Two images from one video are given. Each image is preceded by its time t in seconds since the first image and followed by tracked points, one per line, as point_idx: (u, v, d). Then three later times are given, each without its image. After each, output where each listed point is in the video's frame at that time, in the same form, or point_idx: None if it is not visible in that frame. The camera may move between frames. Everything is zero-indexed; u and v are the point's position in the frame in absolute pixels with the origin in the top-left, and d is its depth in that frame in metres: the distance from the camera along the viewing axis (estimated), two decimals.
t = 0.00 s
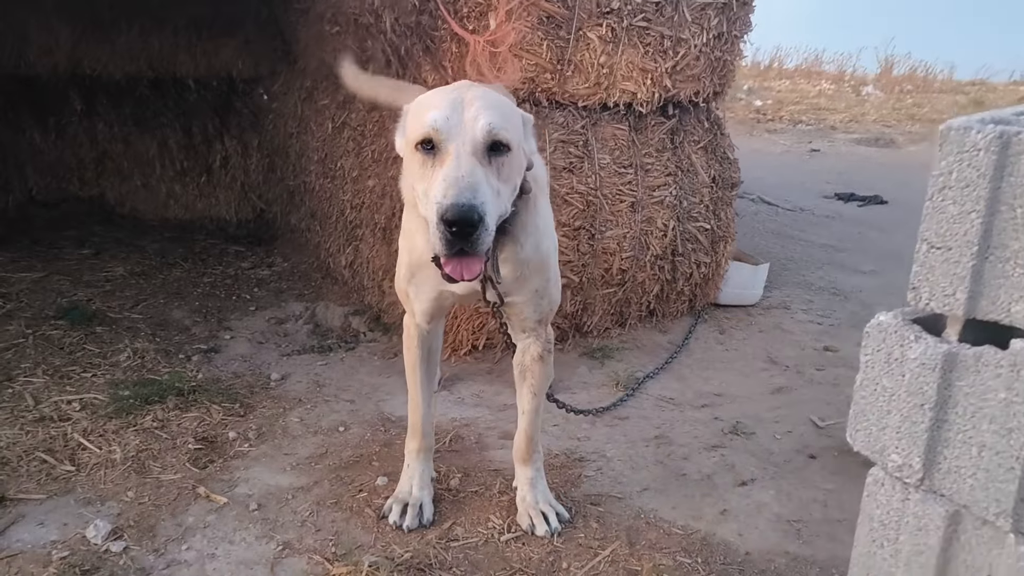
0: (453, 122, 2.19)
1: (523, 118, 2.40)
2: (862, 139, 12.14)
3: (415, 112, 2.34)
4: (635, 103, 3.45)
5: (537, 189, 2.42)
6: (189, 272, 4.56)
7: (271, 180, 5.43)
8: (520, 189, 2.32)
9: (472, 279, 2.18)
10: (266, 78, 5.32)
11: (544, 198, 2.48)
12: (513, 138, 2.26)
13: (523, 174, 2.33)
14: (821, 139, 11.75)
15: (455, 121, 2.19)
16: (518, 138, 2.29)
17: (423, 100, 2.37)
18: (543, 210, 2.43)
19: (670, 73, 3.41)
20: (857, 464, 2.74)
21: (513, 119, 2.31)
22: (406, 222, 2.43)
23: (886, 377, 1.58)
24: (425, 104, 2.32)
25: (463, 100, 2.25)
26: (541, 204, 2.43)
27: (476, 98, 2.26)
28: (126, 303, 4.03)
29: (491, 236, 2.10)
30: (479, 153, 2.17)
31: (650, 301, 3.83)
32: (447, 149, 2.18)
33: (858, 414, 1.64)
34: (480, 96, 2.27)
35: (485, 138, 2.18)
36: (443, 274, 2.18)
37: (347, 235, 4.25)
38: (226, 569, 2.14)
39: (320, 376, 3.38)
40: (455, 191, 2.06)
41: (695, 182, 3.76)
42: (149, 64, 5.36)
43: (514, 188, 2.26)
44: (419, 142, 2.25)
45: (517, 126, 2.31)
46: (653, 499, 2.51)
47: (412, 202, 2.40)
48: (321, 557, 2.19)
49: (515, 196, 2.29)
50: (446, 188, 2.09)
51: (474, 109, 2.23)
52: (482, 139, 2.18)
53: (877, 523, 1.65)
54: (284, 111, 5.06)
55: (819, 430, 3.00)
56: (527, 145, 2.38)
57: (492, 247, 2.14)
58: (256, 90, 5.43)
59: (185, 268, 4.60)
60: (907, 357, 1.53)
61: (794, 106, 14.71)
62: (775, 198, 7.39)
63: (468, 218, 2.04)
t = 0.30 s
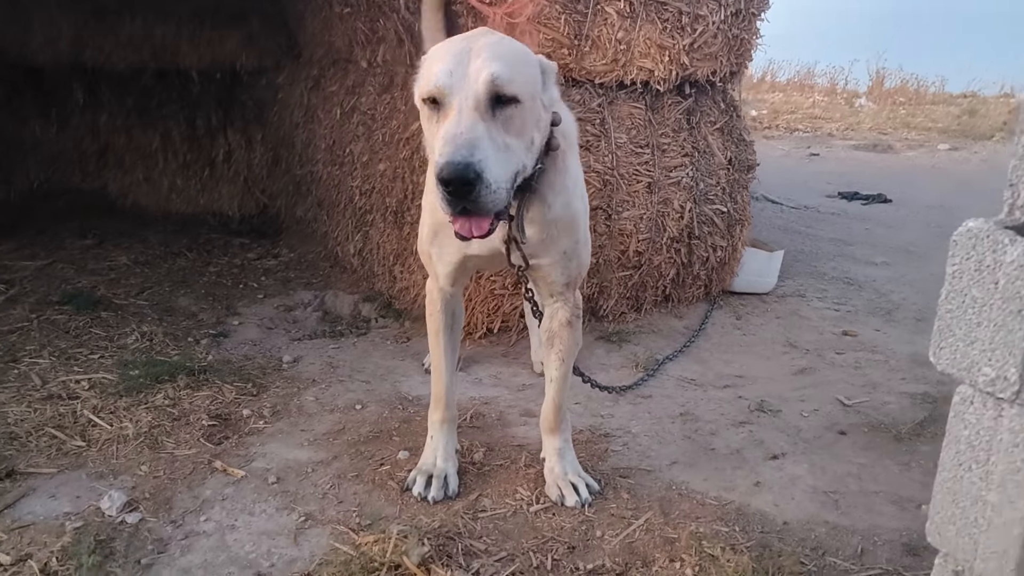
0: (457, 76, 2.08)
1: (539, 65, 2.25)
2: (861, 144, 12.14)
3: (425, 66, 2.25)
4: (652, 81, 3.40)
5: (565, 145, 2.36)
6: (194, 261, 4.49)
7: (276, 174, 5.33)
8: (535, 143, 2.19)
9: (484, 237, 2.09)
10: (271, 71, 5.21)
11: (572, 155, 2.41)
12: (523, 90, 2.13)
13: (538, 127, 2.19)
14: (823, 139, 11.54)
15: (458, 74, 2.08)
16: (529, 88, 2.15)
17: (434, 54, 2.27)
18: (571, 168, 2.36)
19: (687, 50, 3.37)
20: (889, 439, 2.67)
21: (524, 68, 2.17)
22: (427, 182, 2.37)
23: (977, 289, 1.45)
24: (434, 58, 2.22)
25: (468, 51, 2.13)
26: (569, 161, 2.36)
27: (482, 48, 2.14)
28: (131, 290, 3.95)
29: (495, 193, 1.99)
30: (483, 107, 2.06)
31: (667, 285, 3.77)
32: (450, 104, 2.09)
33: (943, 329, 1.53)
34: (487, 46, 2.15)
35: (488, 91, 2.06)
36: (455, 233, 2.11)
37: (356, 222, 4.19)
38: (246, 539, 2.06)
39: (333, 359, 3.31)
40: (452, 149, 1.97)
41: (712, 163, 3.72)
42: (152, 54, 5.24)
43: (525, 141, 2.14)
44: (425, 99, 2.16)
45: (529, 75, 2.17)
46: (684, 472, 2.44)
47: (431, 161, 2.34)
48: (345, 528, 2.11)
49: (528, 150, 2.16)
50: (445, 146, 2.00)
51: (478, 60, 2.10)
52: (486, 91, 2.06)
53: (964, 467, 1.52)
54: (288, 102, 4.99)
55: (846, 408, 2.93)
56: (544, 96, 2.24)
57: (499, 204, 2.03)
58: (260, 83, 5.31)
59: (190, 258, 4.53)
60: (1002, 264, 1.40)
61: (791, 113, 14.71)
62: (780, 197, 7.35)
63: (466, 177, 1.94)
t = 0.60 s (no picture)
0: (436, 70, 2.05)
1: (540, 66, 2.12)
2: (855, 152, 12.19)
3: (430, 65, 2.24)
4: (661, 82, 3.42)
5: (581, 143, 2.34)
6: (199, 266, 4.48)
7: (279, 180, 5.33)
8: (518, 143, 2.07)
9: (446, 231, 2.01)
10: (275, 78, 5.15)
11: (590, 154, 2.39)
12: (504, 86, 2.02)
13: (523, 127, 2.07)
14: (817, 148, 11.31)
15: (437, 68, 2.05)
16: (512, 85, 2.03)
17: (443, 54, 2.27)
18: (587, 167, 2.34)
19: (695, 52, 3.39)
20: (903, 437, 2.68)
21: (513, 65, 2.06)
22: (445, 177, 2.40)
23: (1020, 269, 1.46)
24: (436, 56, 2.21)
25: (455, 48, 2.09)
26: (585, 161, 2.34)
27: (469, 44, 2.08)
28: (138, 294, 3.94)
29: (447, 185, 1.91)
30: (453, 101, 1.99)
31: (674, 287, 3.78)
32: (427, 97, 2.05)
33: (986, 310, 1.54)
34: (476, 42, 2.08)
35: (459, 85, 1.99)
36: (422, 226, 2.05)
37: (363, 226, 4.19)
38: (267, 537, 2.05)
39: (343, 360, 3.30)
40: (407, 138, 1.92)
41: (719, 165, 3.74)
42: (157, 58, 5.10)
43: (502, 139, 2.03)
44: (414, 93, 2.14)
45: (516, 73, 2.06)
46: (701, 470, 2.44)
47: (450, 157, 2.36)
48: (365, 526, 2.10)
49: (509, 148, 2.05)
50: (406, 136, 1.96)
51: (460, 55, 2.04)
52: (458, 85, 1.99)
53: (1008, 450, 1.55)
54: (292, 107, 4.98)
55: (858, 407, 2.93)
56: (542, 96, 2.11)
57: (455, 197, 1.94)
58: (264, 89, 5.25)
59: (195, 262, 4.53)
60: None
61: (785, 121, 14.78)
62: (778, 203, 7.37)
63: (412, 166, 1.88)
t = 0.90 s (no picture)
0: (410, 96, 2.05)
1: (514, 91, 2.11)
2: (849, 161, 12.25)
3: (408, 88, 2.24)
4: (660, 93, 3.44)
5: (572, 159, 2.32)
6: (198, 276, 4.49)
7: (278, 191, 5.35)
8: (488, 167, 2.06)
9: (414, 251, 2.02)
10: (272, 90, 5.22)
11: (585, 168, 2.37)
12: (472, 113, 2.02)
13: (494, 152, 2.07)
14: (810, 157, 11.36)
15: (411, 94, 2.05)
16: (482, 112, 2.03)
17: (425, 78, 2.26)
18: (580, 181, 2.33)
19: (694, 64, 3.42)
20: (904, 445, 2.70)
21: (484, 90, 2.06)
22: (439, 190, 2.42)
23: None
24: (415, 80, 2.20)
25: (430, 74, 2.08)
26: (579, 175, 2.33)
27: (442, 70, 2.07)
28: (138, 305, 3.94)
29: (413, 209, 1.92)
30: (422, 127, 1.99)
31: (674, 296, 3.80)
32: (400, 123, 2.06)
33: (993, 320, 1.56)
34: (451, 68, 2.08)
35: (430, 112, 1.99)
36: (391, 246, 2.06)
37: (363, 236, 4.20)
38: (274, 547, 2.05)
39: (345, 370, 3.30)
40: (374, 163, 1.93)
41: (717, 175, 3.77)
42: (155, 72, 4.99)
43: (471, 165, 2.03)
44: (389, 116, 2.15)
45: (487, 99, 2.05)
46: (704, 478, 2.45)
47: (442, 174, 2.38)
48: (371, 536, 2.10)
49: (479, 173, 2.05)
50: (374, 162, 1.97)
51: (434, 83, 2.04)
52: (429, 112, 2.00)
53: (1016, 458, 1.56)
54: (291, 118, 4.99)
55: (859, 415, 2.95)
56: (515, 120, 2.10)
57: (421, 221, 1.95)
58: (262, 100, 5.30)
59: (195, 273, 4.54)
60: None
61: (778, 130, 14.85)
62: (773, 212, 7.41)
63: (378, 192, 1.89)
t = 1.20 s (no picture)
0: (424, 125, 2.01)
1: (508, 101, 2.15)
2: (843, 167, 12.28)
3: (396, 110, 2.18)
4: (655, 99, 3.45)
5: (557, 166, 2.34)
6: (194, 283, 4.49)
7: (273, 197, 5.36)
8: (501, 186, 2.11)
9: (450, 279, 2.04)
10: (268, 96, 5.21)
11: (570, 173, 2.39)
12: (490, 136, 2.04)
13: (505, 169, 2.11)
14: (804, 162, 11.38)
15: (425, 123, 2.01)
16: (495, 133, 2.06)
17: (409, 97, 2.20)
18: (567, 186, 2.34)
19: (688, 69, 3.43)
20: (900, 448, 2.71)
21: (491, 110, 2.08)
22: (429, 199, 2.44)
23: (1019, 280, 1.49)
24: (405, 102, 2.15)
25: (436, 98, 2.05)
26: (564, 181, 2.35)
27: (450, 93, 2.05)
28: (134, 311, 3.93)
29: (461, 243, 1.94)
30: (448, 158, 1.99)
31: (669, 301, 3.81)
32: (418, 153, 2.03)
33: (987, 321, 1.57)
34: (456, 90, 2.06)
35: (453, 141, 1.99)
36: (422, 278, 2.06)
37: (359, 241, 4.20)
38: (271, 552, 2.05)
39: (341, 376, 3.30)
40: (415, 203, 1.91)
41: (712, 180, 3.78)
42: (151, 79, 4.97)
43: (491, 186, 2.06)
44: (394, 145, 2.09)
45: (496, 118, 2.08)
46: (700, 482, 2.45)
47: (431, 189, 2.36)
48: (368, 540, 2.10)
49: (496, 192, 2.09)
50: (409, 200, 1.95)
51: (445, 109, 2.03)
52: (452, 141, 1.99)
53: (1009, 458, 1.57)
54: (287, 125, 4.99)
55: (854, 418, 2.96)
56: (515, 134, 2.15)
57: (466, 252, 1.98)
58: (258, 107, 5.30)
59: (190, 279, 4.54)
60: None
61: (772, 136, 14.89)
62: (768, 217, 7.42)
63: (428, 231, 1.89)
